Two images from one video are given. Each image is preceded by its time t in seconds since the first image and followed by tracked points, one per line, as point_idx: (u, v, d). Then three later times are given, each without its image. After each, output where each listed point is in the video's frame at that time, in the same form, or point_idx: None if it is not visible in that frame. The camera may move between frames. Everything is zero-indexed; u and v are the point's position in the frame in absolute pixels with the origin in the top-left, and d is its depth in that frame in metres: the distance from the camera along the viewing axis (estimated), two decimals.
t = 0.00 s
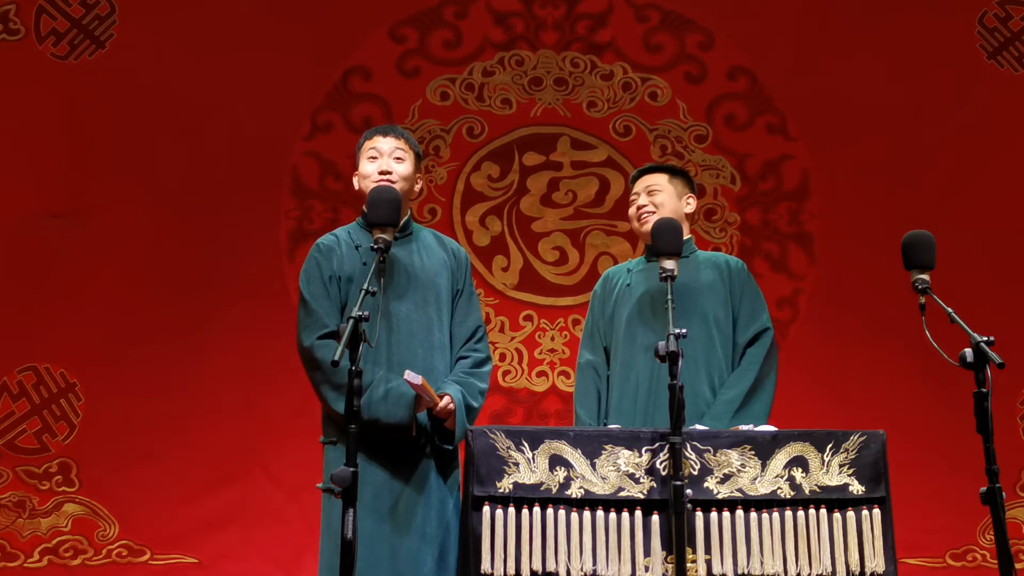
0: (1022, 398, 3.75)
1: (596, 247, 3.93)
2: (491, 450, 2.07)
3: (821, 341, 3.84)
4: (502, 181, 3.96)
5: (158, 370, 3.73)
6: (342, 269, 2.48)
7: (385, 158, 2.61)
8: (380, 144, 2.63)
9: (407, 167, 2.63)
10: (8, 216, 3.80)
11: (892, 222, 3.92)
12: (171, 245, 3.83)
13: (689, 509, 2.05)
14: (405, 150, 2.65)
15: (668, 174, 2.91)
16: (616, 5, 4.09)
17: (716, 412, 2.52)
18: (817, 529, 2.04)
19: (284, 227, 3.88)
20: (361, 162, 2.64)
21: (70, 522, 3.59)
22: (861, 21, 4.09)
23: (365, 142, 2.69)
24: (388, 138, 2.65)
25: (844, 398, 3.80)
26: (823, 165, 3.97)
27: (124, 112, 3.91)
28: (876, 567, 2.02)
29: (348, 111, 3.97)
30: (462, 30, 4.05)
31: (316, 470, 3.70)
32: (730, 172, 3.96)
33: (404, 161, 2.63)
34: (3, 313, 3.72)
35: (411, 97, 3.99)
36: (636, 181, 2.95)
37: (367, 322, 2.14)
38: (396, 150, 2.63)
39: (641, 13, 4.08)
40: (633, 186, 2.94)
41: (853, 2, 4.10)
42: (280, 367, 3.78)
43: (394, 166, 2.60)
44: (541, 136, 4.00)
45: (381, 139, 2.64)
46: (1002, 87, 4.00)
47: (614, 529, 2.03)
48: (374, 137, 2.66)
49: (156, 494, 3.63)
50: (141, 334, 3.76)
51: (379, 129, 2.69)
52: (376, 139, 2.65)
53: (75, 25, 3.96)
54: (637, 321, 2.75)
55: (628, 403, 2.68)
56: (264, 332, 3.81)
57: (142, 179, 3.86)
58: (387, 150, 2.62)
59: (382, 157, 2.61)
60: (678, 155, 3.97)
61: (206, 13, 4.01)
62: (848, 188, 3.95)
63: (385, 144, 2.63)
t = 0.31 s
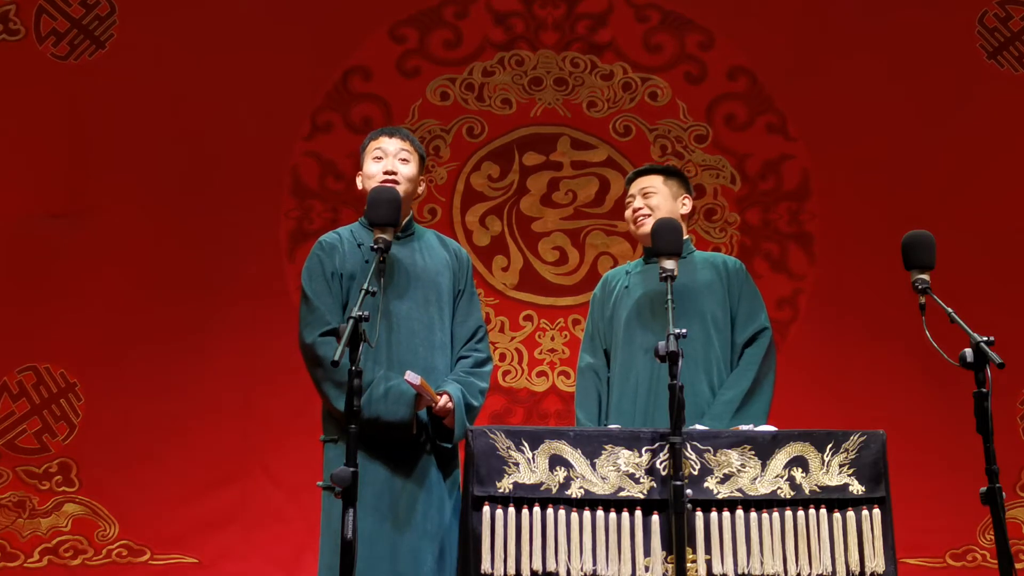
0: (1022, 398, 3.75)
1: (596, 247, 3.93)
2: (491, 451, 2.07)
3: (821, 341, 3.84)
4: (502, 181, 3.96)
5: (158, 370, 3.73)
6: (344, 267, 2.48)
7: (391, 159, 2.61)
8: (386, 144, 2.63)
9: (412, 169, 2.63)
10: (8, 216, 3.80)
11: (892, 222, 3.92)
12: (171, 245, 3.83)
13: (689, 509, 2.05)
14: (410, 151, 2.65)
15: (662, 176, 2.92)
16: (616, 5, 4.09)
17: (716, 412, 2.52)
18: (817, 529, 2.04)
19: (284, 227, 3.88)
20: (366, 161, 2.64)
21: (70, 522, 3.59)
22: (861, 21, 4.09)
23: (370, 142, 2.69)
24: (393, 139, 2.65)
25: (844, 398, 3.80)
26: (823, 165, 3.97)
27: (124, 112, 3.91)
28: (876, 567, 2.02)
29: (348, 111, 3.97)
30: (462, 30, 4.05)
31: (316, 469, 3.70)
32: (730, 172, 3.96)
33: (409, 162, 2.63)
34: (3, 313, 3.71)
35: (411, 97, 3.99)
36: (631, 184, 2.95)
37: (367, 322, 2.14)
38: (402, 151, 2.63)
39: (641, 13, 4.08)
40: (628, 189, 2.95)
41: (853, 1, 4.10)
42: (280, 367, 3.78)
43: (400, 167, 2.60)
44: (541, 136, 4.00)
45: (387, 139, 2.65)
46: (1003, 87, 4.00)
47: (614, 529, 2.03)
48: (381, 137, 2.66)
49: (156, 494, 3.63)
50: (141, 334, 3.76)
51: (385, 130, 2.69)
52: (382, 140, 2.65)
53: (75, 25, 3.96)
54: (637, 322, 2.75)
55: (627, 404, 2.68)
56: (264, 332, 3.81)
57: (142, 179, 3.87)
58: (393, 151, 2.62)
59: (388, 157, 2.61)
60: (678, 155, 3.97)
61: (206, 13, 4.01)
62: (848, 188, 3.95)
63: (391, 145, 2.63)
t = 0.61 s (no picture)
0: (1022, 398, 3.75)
1: (596, 247, 3.93)
2: (491, 451, 2.07)
3: (821, 341, 3.84)
4: (502, 181, 3.97)
5: (158, 370, 3.73)
6: (349, 261, 2.49)
7: (393, 161, 2.61)
8: (388, 146, 2.63)
9: (414, 171, 2.64)
10: (8, 216, 3.80)
11: (892, 222, 3.92)
12: (171, 245, 3.83)
13: (690, 509, 2.05)
14: (412, 154, 2.66)
15: (660, 177, 2.91)
16: (616, 5, 4.09)
17: (715, 412, 2.52)
18: (817, 529, 2.04)
19: (284, 227, 3.88)
20: (369, 164, 2.64)
21: (70, 522, 3.59)
22: (861, 21, 4.09)
23: (372, 145, 2.69)
24: (396, 142, 2.65)
25: (844, 398, 3.80)
26: (823, 165, 3.97)
27: (125, 111, 3.91)
28: (876, 567, 2.02)
29: (348, 111, 3.97)
30: (462, 30, 4.05)
31: (316, 469, 3.70)
32: (730, 172, 3.96)
33: (412, 164, 2.64)
34: (3, 313, 3.71)
35: (411, 96, 3.99)
36: (630, 184, 2.96)
37: (367, 321, 2.14)
38: (405, 154, 2.63)
39: (641, 13, 4.08)
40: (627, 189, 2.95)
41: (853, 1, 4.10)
42: (280, 366, 3.78)
43: (402, 169, 2.61)
44: (541, 136, 4.00)
45: (389, 142, 2.65)
46: (1003, 87, 4.00)
47: (614, 529, 2.03)
48: (383, 140, 2.66)
49: (156, 494, 3.63)
50: (141, 334, 3.76)
51: (387, 133, 2.70)
52: (384, 142, 2.65)
53: (75, 25, 3.97)
54: (636, 322, 2.75)
55: (627, 405, 2.68)
56: (264, 332, 3.81)
57: (142, 179, 3.87)
58: (395, 153, 2.62)
59: (391, 159, 2.62)
60: (678, 155, 3.97)
61: (206, 13, 4.01)
62: (848, 187, 3.95)
63: (393, 147, 2.63)
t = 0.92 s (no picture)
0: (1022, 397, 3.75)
1: (596, 247, 3.93)
2: (491, 451, 2.07)
3: (820, 341, 3.84)
4: (502, 181, 3.97)
5: (158, 369, 3.73)
6: (349, 263, 2.54)
7: (395, 171, 2.64)
8: (389, 158, 2.67)
9: (416, 181, 2.67)
10: (8, 216, 3.80)
11: (892, 221, 3.92)
12: (172, 245, 3.83)
13: (689, 509, 2.05)
14: (413, 165, 2.69)
15: (659, 178, 2.91)
16: (616, 5, 4.09)
17: (714, 412, 2.52)
18: (817, 529, 2.04)
19: (284, 227, 3.88)
20: (372, 177, 2.68)
21: (70, 522, 3.59)
22: (861, 20, 4.09)
23: (374, 160, 2.73)
24: (396, 154, 2.69)
25: (844, 398, 3.80)
26: (823, 165, 3.97)
27: (125, 112, 3.91)
28: (876, 566, 2.02)
29: (348, 111, 3.97)
30: (462, 30, 4.05)
31: (316, 469, 3.70)
32: (730, 172, 3.96)
33: (413, 174, 2.67)
34: (3, 313, 3.72)
35: (411, 96, 3.99)
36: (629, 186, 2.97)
37: (367, 321, 2.14)
38: (405, 165, 2.67)
39: (641, 13, 4.08)
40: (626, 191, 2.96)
41: None
42: (280, 366, 3.78)
43: (403, 179, 2.64)
44: (540, 136, 4.00)
45: (391, 154, 2.69)
46: (1003, 87, 4.00)
47: (614, 529, 2.03)
48: (384, 154, 2.70)
49: (156, 494, 3.63)
50: (141, 334, 3.76)
51: (388, 148, 2.74)
52: (385, 155, 2.69)
53: (75, 25, 3.96)
54: (635, 322, 2.75)
55: (626, 405, 2.68)
56: (264, 332, 3.81)
57: (142, 179, 3.87)
58: (396, 164, 2.66)
59: (392, 170, 2.65)
60: (678, 155, 3.97)
61: (206, 13, 4.01)
62: (848, 187, 3.95)
63: (394, 159, 2.67)
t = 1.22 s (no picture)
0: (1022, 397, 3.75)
1: (596, 247, 3.93)
2: (491, 451, 2.07)
3: (820, 341, 3.84)
4: (502, 181, 3.97)
5: (158, 369, 3.73)
6: (349, 270, 2.56)
7: (402, 177, 2.64)
8: (396, 164, 2.66)
9: (423, 186, 2.67)
10: (7, 216, 3.80)
11: (892, 221, 3.92)
12: (171, 245, 3.83)
13: (689, 509, 2.05)
14: (421, 169, 2.69)
15: (657, 178, 2.92)
16: (616, 5, 4.09)
17: (714, 413, 2.51)
18: (817, 529, 2.04)
19: (284, 227, 3.88)
20: (379, 182, 2.67)
21: (71, 522, 3.59)
22: (861, 20, 4.09)
23: (381, 163, 2.72)
24: (403, 159, 2.68)
25: (844, 398, 3.80)
26: (823, 165, 3.97)
27: (125, 112, 3.91)
28: (876, 566, 2.02)
29: (348, 111, 3.97)
30: (462, 30, 4.05)
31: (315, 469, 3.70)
32: (729, 172, 3.96)
33: (420, 180, 2.67)
34: (3, 313, 3.72)
35: (411, 96, 3.99)
36: (628, 185, 2.97)
37: (367, 321, 2.14)
38: (412, 170, 2.67)
39: (641, 13, 4.08)
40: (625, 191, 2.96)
41: None
42: (279, 366, 3.78)
43: (411, 185, 2.64)
44: (540, 136, 4.00)
45: (398, 159, 2.68)
46: (1002, 87, 4.00)
47: (614, 529, 2.03)
48: (390, 158, 2.69)
49: (156, 494, 3.63)
50: (141, 334, 3.76)
51: (395, 151, 2.72)
52: (392, 160, 2.68)
53: (75, 25, 3.97)
54: (635, 322, 2.75)
55: (626, 405, 2.68)
56: (264, 332, 3.80)
57: (142, 179, 3.87)
58: (403, 169, 2.65)
59: (399, 175, 2.65)
60: (678, 155, 3.97)
61: (206, 13, 4.01)
62: (848, 187, 3.95)
63: (401, 164, 2.66)
